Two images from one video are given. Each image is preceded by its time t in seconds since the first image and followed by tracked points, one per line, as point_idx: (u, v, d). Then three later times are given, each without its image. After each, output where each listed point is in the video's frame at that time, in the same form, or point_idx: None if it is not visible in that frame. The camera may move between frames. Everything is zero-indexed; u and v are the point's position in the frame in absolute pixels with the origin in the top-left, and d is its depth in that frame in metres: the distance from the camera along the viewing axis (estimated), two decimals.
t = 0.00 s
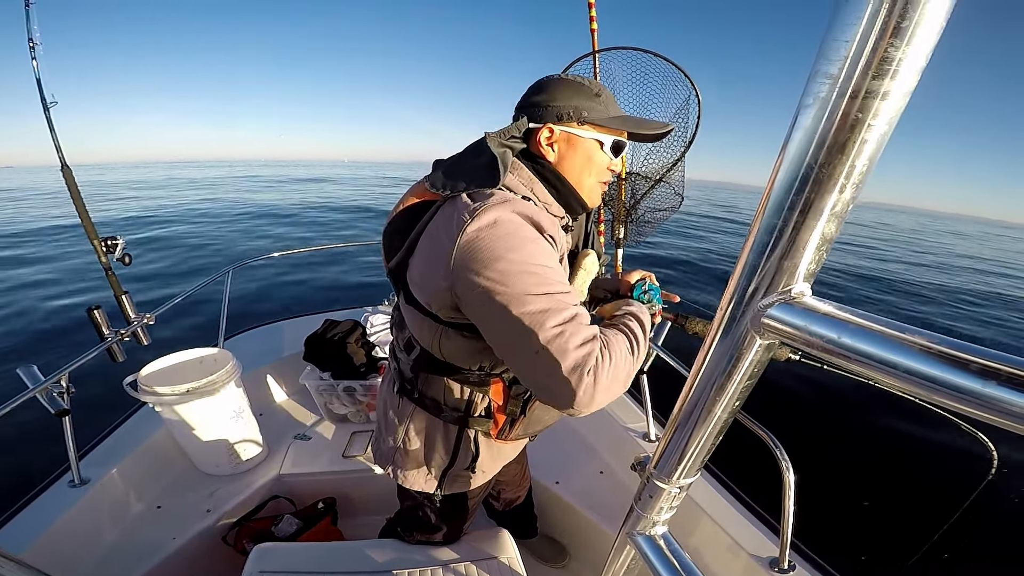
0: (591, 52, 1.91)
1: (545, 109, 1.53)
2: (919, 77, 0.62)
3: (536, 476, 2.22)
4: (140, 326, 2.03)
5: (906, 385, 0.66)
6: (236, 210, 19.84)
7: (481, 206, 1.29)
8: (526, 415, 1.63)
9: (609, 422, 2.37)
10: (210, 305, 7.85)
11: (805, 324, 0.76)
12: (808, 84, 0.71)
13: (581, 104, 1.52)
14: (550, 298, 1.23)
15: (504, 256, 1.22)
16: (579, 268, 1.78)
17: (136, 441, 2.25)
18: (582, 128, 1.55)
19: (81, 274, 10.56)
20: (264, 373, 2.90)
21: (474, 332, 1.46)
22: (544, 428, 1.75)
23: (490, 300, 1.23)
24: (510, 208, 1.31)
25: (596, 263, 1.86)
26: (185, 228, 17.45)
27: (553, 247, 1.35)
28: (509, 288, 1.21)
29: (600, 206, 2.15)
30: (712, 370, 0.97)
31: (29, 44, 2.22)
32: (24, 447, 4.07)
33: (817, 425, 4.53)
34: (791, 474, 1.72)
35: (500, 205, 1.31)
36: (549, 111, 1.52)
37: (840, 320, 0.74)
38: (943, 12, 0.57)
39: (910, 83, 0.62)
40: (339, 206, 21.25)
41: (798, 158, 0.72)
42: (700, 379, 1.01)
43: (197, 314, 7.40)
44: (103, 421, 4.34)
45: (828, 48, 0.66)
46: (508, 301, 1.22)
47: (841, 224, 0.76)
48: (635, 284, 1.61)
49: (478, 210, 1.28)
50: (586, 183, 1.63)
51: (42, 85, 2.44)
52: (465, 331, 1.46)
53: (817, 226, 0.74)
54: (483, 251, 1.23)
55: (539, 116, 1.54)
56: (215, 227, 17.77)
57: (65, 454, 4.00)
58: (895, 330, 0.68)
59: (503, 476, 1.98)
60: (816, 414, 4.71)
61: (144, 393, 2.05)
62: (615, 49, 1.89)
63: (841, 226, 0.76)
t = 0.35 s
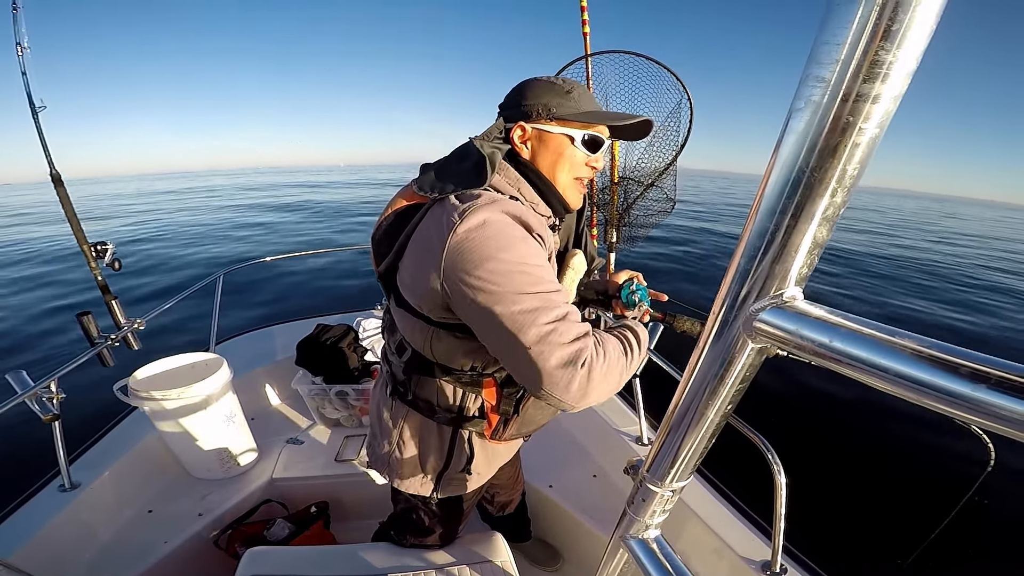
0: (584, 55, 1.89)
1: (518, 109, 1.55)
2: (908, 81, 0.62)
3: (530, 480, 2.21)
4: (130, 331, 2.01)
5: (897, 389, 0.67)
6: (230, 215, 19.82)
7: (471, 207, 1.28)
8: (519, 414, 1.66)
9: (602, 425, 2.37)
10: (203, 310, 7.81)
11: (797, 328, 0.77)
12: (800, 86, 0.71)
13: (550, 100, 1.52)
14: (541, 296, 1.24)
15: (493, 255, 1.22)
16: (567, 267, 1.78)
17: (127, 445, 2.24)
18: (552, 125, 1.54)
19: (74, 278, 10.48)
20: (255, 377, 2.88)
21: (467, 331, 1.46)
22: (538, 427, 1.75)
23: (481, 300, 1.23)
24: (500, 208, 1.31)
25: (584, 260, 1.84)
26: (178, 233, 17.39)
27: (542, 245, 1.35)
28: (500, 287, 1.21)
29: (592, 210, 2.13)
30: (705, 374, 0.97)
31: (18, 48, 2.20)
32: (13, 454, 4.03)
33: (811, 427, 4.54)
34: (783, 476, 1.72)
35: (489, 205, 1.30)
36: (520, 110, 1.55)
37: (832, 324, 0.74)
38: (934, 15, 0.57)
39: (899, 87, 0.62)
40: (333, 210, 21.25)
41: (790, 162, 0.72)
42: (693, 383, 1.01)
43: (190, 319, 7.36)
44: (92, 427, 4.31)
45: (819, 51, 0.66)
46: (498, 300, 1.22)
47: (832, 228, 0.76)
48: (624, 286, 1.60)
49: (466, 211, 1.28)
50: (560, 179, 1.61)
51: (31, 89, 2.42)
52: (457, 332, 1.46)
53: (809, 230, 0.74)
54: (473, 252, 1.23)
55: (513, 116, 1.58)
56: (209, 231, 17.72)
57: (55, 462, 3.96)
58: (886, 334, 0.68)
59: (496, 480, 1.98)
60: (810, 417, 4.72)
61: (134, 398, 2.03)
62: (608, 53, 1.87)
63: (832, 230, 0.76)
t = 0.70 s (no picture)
0: (584, 51, 1.89)
1: (534, 104, 1.53)
2: (907, 76, 0.62)
3: (529, 475, 2.22)
4: (130, 327, 2.01)
5: (897, 384, 0.67)
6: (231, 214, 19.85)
7: (463, 198, 1.29)
8: (516, 403, 1.66)
9: (601, 420, 2.36)
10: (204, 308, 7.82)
11: (796, 324, 0.77)
12: (799, 82, 0.71)
13: (568, 104, 1.54)
14: (534, 285, 1.24)
15: (487, 245, 1.22)
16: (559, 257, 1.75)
17: (128, 441, 2.24)
18: (568, 128, 1.57)
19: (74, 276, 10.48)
20: (254, 372, 2.88)
21: (462, 321, 1.49)
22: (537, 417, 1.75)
23: (475, 291, 1.24)
24: (493, 200, 1.31)
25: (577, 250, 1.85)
26: (179, 231, 17.41)
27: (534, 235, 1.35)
28: (492, 276, 1.22)
29: (591, 206, 2.11)
30: (704, 369, 0.97)
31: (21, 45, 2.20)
32: (14, 450, 4.03)
33: (811, 423, 4.54)
34: (783, 472, 1.72)
35: (481, 196, 1.30)
36: (537, 107, 1.53)
37: (832, 319, 0.74)
38: (932, 10, 0.58)
39: (899, 82, 0.62)
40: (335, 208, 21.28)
41: (789, 157, 0.72)
42: (692, 378, 1.02)
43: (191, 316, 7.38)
44: (95, 423, 4.33)
45: (819, 47, 0.66)
46: (492, 290, 1.22)
47: (832, 223, 0.76)
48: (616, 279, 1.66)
49: (460, 202, 1.28)
50: (559, 181, 1.66)
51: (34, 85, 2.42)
52: (453, 322, 1.48)
53: (808, 225, 0.74)
54: (467, 243, 1.23)
55: (524, 110, 1.55)
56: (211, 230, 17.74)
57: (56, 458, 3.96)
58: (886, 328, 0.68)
59: (494, 474, 1.98)
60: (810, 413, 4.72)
61: (134, 395, 2.03)
62: (608, 49, 1.87)
63: (832, 225, 0.76)
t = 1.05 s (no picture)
0: (589, 44, 1.89)
1: (563, 103, 1.56)
2: (914, 69, 0.62)
3: (535, 468, 2.22)
4: (138, 319, 2.03)
5: (903, 376, 0.67)
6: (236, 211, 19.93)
7: (468, 192, 1.28)
8: (521, 395, 1.63)
9: (606, 413, 2.35)
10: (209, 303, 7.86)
11: (802, 316, 0.77)
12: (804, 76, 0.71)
13: (593, 109, 1.61)
14: (539, 279, 1.24)
15: (493, 239, 1.22)
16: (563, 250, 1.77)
17: (135, 435, 2.25)
18: (592, 134, 1.64)
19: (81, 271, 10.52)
20: (258, 366, 2.87)
21: (466, 313, 1.49)
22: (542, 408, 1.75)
23: (481, 285, 1.24)
24: (499, 193, 1.31)
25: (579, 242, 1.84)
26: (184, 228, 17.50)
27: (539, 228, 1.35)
28: (497, 271, 1.22)
29: (597, 199, 2.12)
30: (710, 362, 0.97)
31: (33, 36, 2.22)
32: (23, 441, 4.06)
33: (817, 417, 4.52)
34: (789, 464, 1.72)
35: (487, 189, 1.30)
36: (567, 106, 1.56)
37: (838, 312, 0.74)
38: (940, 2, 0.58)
39: (905, 75, 0.62)
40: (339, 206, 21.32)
41: (795, 150, 0.72)
42: (698, 371, 1.01)
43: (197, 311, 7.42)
44: (103, 414, 4.36)
45: (824, 41, 0.66)
46: (497, 284, 1.23)
47: (838, 216, 0.76)
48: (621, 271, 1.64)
49: (466, 195, 1.28)
50: (570, 182, 1.72)
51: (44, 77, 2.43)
52: (459, 313, 1.48)
53: (814, 218, 0.74)
54: (473, 237, 1.24)
55: (554, 106, 1.55)
56: (216, 227, 17.83)
57: (64, 449, 3.99)
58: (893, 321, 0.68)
59: (499, 466, 1.98)
60: (815, 407, 4.70)
61: (142, 387, 2.04)
62: (613, 43, 1.87)
63: (838, 218, 0.76)
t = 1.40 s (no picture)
0: (594, 43, 1.88)
1: (564, 103, 1.56)
2: (921, 68, 0.61)
3: (539, 467, 2.22)
4: (144, 317, 2.03)
5: (910, 376, 0.67)
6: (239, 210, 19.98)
7: (468, 187, 1.29)
8: (522, 396, 1.64)
9: (610, 412, 2.35)
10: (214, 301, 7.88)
11: (808, 315, 0.77)
12: (811, 75, 0.70)
13: (594, 107, 1.61)
14: (537, 277, 1.24)
15: (490, 237, 1.23)
16: (566, 249, 1.76)
17: (140, 433, 2.26)
18: (594, 133, 1.65)
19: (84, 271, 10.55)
20: (263, 364, 2.87)
21: (466, 313, 1.48)
22: (544, 408, 1.74)
23: (478, 282, 1.24)
24: (496, 190, 1.31)
25: (581, 238, 1.82)
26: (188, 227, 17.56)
27: (539, 225, 1.35)
28: (494, 268, 1.22)
29: (602, 198, 2.11)
30: (716, 361, 0.97)
31: (36, 34, 2.22)
32: (28, 439, 4.08)
33: (821, 416, 4.51)
34: (795, 463, 1.72)
35: (485, 186, 1.31)
36: (568, 104, 1.56)
37: (845, 310, 0.74)
38: None
39: (913, 73, 0.62)
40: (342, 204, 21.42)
41: (802, 149, 0.72)
42: (703, 369, 1.01)
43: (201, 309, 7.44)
44: (109, 411, 4.39)
45: (831, 39, 0.65)
46: (495, 282, 1.23)
47: (844, 215, 0.76)
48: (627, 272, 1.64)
49: (463, 193, 1.28)
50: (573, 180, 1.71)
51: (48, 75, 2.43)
52: (457, 313, 1.47)
53: (820, 216, 0.73)
54: (470, 235, 1.24)
55: (554, 103, 1.55)
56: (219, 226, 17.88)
57: (69, 447, 4.00)
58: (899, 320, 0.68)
59: (503, 465, 1.99)
60: (819, 406, 4.69)
61: (148, 386, 2.04)
62: (619, 42, 1.85)
63: (844, 217, 0.76)
